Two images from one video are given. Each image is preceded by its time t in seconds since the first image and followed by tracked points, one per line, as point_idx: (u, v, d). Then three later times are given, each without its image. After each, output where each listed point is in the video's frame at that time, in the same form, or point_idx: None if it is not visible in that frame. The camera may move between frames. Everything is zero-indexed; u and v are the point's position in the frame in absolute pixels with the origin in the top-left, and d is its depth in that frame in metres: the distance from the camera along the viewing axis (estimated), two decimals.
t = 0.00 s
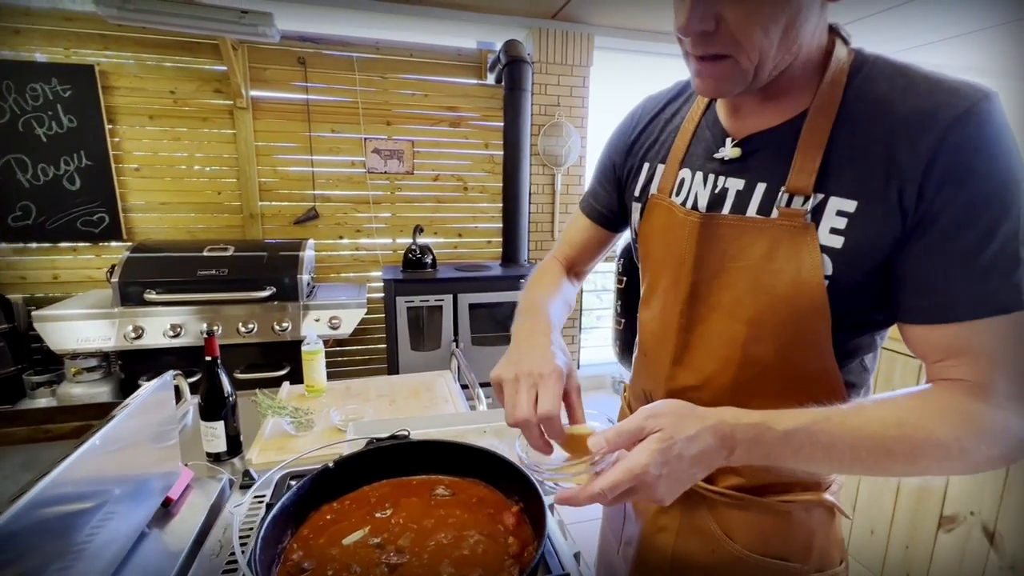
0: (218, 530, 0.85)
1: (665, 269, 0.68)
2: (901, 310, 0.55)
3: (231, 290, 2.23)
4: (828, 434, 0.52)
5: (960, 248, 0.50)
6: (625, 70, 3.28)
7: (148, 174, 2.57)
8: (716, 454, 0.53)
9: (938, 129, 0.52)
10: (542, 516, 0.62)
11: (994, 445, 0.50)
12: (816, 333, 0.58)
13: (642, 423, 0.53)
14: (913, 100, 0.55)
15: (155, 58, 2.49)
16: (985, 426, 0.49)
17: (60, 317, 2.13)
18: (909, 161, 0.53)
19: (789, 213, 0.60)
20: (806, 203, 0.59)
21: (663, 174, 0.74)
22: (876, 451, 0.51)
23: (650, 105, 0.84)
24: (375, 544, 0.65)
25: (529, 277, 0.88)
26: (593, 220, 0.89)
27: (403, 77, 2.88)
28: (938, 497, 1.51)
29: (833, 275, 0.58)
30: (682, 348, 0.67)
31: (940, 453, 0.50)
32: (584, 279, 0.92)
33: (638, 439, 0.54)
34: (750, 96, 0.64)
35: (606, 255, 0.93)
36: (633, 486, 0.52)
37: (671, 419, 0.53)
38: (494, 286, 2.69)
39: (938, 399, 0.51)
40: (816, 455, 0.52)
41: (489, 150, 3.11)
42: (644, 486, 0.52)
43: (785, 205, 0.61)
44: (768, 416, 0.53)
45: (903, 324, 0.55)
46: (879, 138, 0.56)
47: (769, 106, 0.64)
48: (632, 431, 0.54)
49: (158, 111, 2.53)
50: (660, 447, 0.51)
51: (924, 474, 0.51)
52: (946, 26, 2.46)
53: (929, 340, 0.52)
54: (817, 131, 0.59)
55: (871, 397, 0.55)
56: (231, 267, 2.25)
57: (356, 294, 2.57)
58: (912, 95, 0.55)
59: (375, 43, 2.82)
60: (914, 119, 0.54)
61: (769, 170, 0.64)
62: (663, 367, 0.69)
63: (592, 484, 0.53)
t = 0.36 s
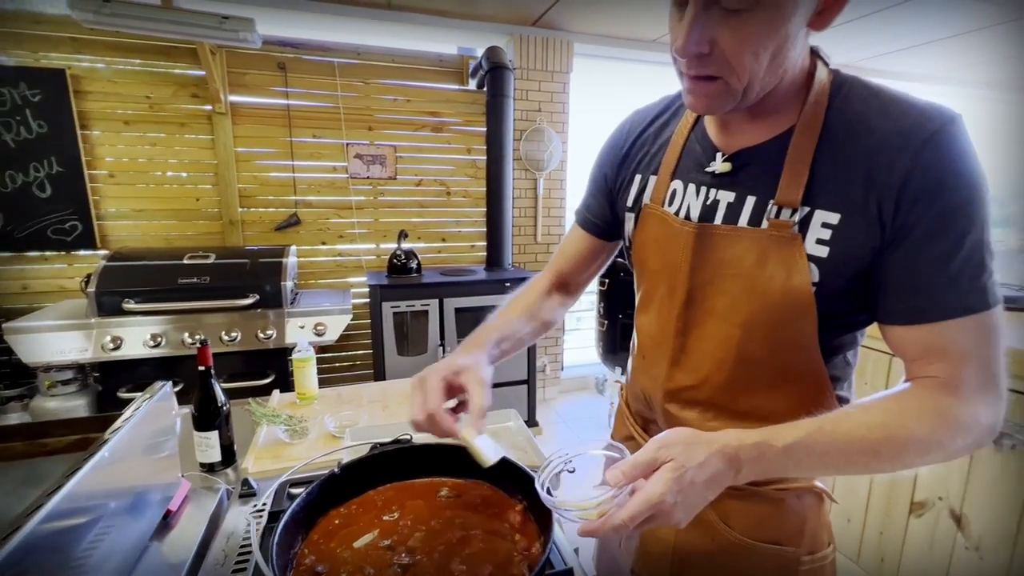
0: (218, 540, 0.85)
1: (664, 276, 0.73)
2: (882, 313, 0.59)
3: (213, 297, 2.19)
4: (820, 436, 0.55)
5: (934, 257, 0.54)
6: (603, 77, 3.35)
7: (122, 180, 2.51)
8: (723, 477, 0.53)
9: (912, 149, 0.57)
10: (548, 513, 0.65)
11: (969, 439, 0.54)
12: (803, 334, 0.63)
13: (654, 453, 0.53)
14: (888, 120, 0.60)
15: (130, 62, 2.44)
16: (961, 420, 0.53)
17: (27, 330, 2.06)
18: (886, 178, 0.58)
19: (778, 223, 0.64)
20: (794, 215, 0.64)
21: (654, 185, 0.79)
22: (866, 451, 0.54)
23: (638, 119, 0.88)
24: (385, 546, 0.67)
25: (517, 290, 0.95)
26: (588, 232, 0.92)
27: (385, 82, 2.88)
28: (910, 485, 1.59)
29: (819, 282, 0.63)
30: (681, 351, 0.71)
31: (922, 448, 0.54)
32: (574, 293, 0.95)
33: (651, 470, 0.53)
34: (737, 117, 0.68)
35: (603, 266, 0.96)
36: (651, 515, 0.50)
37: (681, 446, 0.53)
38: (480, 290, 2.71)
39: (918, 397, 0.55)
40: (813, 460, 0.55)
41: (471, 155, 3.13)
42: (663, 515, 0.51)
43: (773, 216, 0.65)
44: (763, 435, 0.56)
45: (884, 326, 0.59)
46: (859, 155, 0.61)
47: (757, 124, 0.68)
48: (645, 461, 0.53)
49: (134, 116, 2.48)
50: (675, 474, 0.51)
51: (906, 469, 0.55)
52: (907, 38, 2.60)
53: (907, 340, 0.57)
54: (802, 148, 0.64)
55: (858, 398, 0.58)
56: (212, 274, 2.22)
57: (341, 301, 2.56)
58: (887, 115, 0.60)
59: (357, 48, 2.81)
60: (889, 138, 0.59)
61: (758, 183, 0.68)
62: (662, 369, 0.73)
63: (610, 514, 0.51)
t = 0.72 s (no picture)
0: (221, 544, 0.85)
1: (655, 283, 0.77)
2: (857, 310, 0.65)
3: (194, 306, 2.17)
4: (809, 422, 0.59)
5: (902, 259, 0.61)
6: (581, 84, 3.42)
7: (96, 187, 2.46)
8: (733, 463, 0.58)
9: (879, 162, 0.63)
10: (545, 510, 0.68)
11: (933, 416, 0.61)
12: (784, 333, 0.69)
13: (673, 446, 0.56)
14: (854, 135, 0.66)
15: (104, 67, 2.40)
16: (928, 399, 0.60)
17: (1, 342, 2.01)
18: (858, 188, 0.64)
19: (760, 235, 0.69)
20: (776, 227, 0.69)
21: (640, 202, 0.83)
22: (849, 432, 0.59)
23: (617, 134, 0.92)
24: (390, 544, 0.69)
25: (473, 320, 0.87)
26: (564, 242, 0.91)
27: (366, 88, 2.89)
28: (877, 473, 1.68)
29: (801, 286, 0.68)
30: (672, 354, 0.75)
31: (896, 426, 0.60)
32: (535, 314, 0.89)
33: (669, 462, 0.57)
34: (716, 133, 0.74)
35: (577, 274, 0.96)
36: (673, 505, 0.54)
37: (696, 438, 0.57)
38: (464, 294, 2.74)
39: (888, 381, 0.61)
40: (804, 445, 0.59)
41: (453, 160, 3.16)
42: (682, 504, 0.55)
43: (758, 228, 0.70)
44: (769, 419, 0.60)
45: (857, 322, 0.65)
46: (832, 168, 0.66)
47: (735, 141, 0.73)
48: (665, 455, 0.56)
49: (108, 122, 2.44)
50: (694, 464, 0.55)
51: (881, 445, 0.61)
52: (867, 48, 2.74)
53: (877, 333, 0.64)
54: (781, 165, 0.69)
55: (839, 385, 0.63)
56: (192, 282, 2.19)
57: (324, 307, 2.55)
58: (853, 131, 0.67)
59: (337, 54, 2.81)
60: (858, 151, 0.65)
61: (741, 198, 0.73)
62: (654, 371, 0.77)
63: (634, 507, 0.54)
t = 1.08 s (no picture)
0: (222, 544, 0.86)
1: (644, 286, 0.81)
2: (832, 309, 0.70)
3: (177, 312, 2.14)
4: (790, 412, 0.64)
5: (872, 261, 0.66)
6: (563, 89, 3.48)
7: (72, 193, 2.41)
8: (721, 451, 0.61)
9: (850, 172, 0.68)
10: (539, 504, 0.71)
11: (901, 406, 0.66)
12: (765, 332, 0.73)
13: (665, 435, 0.60)
14: (826, 147, 0.71)
15: (80, 70, 2.35)
16: (897, 389, 0.65)
17: None
18: (832, 195, 0.69)
19: (741, 240, 0.73)
20: (755, 232, 0.73)
21: (625, 208, 0.87)
22: (826, 422, 0.64)
23: (602, 142, 0.96)
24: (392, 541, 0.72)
25: (463, 325, 0.89)
26: (550, 245, 0.95)
27: (349, 93, 2.89)
28: (851, 465, 1.76)
29: (780, 288, 0.73)
30: (660, 354, 0.79)
31: (869, 415, 0.65)
32: (522, 319, 0.92)
33: (662, 451, 0.60)
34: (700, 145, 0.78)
35: (563, 275, 0.99)
36: (667, 491, 0.57)
37: (686, 428, 0.61)
38: (449, 298, 2.76)
39: (861, 373, 0.66)
40: (784, 434, 0.64)
41: (437, 164, 3.18)
42: (674, 490, 0.58)
43: (739, 233, 0.74)
44: (751, 411, 0.64)
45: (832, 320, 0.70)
46: (807, 176, 0.71)
47: (717, 153, 0.78)
48: (657, 444, 0.60)
49: (83, 126, 2.39)
50: (684, 453, 0.58)
51: (854, 433, 0.66)
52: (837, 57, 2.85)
53: (851, 330, 0.69)
54: (760, 174, 0.74)
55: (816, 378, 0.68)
56: (174, 289, 2.16)
57: (309, 312, 2.54)
58: (826, 142, 0.72)
59: (320, 59, 2.80)
60: (831, 161, 0.70)
61: (722, 205, 0.78)
62: (642, 371, 0.81)
63: (628, 495, 0.57)
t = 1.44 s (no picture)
0: (212, 550, 0.85)
1: (629, 286, 0.84)
2: (808, 308, 0.73)
3: (161, 317, 2.12)
4: (767, 407, 0.67)
5: (845, 261, 0.69)
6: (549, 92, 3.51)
7: (53, 197, 2.38)
8: (697, 442, 0.64)
9: (824, 176, 0.72)
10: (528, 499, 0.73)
11: (873, 402, 0.69)
12: (745, 329, 0.76)
13: (644, 425, 0.62)
14: (802, 151, 0.75)
15: (60, 73, 2.32)
16: (869, 385, 0.68)
17: None
18: (807, 198, 0.72)
19: (723, 240, 0.76)
20: (734, 233, 0.76)
21: (611, 209, 0.90)
22: (800, 415, 0.67)
23: (588, 147, 0.98)
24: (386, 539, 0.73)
25: (450, 325, 0.90)
26: (536, 246, 0.97)
27: (335, 96, 2.88)
28: (831, 459, 1.81)
29: (758, 286, 0.76)
30: (645, 351, 0.82)
31: (841, 410, 0.68)
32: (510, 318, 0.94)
33: (638, 441, 0.62)
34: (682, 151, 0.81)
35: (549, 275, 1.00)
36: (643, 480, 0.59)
37: (664, 419, 0.63)
38: (437, 301, 2.77)
39: (836, 370, 0.69)
40: (760, 427, 0.66)
41: (424, 168, 3.19)
42: (652, 477, 0.59)
43: (719, 234, 0.77)
44: (727, 404, 0.66)
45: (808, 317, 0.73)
46: (784, 180, 0.74)
47: (699, 157, 0.81)
48: (636, 433, 0.62)
49: (63, 128, 2.35)
50: (661, 442, 0.60)
51: (828, 427, 0.69)
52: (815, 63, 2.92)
53: (825, 328, 0.72)
54: (739, 178, 0.76)
55: (793, 373, 0.71)
56: (159, 293, 2.13)
57: (296, 316, 2.53)
58: (801, 147, 0.75)
59: (306, 62, 2.79)
60: (806, 165, 0.73)
61: (703, 208, 0.80)
62: (629, 368, 0.83)
63: (607, 482, 0.59)
